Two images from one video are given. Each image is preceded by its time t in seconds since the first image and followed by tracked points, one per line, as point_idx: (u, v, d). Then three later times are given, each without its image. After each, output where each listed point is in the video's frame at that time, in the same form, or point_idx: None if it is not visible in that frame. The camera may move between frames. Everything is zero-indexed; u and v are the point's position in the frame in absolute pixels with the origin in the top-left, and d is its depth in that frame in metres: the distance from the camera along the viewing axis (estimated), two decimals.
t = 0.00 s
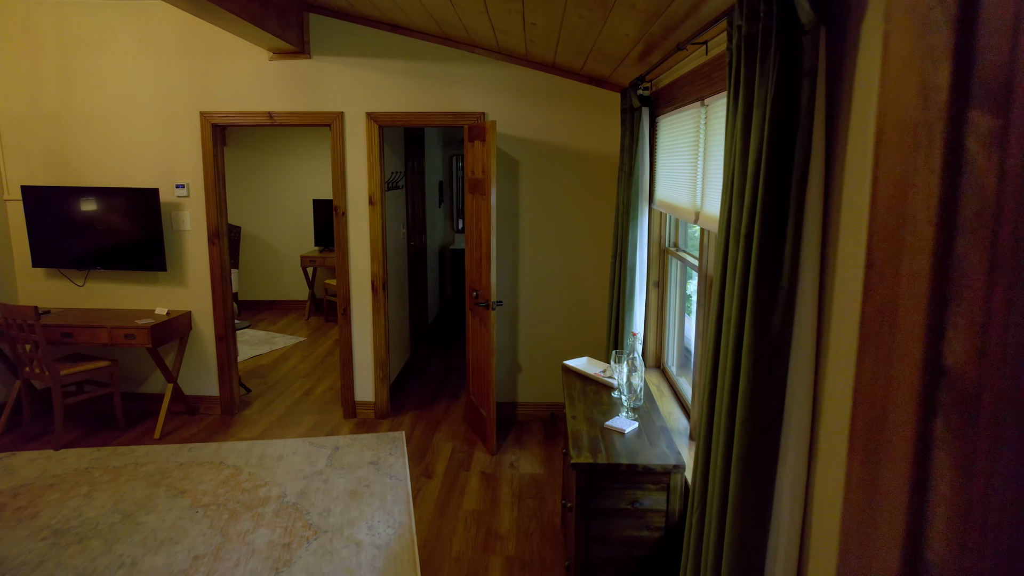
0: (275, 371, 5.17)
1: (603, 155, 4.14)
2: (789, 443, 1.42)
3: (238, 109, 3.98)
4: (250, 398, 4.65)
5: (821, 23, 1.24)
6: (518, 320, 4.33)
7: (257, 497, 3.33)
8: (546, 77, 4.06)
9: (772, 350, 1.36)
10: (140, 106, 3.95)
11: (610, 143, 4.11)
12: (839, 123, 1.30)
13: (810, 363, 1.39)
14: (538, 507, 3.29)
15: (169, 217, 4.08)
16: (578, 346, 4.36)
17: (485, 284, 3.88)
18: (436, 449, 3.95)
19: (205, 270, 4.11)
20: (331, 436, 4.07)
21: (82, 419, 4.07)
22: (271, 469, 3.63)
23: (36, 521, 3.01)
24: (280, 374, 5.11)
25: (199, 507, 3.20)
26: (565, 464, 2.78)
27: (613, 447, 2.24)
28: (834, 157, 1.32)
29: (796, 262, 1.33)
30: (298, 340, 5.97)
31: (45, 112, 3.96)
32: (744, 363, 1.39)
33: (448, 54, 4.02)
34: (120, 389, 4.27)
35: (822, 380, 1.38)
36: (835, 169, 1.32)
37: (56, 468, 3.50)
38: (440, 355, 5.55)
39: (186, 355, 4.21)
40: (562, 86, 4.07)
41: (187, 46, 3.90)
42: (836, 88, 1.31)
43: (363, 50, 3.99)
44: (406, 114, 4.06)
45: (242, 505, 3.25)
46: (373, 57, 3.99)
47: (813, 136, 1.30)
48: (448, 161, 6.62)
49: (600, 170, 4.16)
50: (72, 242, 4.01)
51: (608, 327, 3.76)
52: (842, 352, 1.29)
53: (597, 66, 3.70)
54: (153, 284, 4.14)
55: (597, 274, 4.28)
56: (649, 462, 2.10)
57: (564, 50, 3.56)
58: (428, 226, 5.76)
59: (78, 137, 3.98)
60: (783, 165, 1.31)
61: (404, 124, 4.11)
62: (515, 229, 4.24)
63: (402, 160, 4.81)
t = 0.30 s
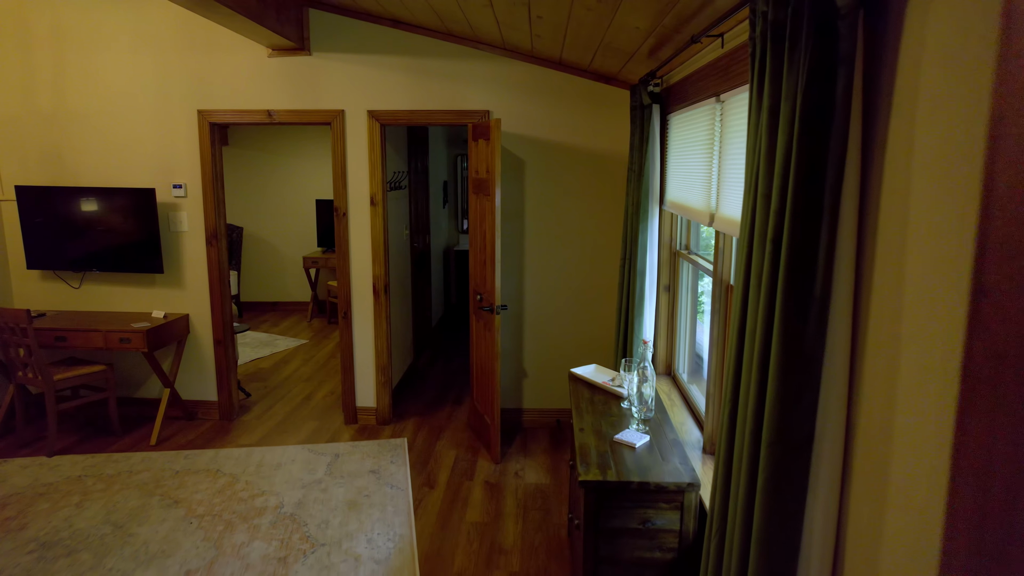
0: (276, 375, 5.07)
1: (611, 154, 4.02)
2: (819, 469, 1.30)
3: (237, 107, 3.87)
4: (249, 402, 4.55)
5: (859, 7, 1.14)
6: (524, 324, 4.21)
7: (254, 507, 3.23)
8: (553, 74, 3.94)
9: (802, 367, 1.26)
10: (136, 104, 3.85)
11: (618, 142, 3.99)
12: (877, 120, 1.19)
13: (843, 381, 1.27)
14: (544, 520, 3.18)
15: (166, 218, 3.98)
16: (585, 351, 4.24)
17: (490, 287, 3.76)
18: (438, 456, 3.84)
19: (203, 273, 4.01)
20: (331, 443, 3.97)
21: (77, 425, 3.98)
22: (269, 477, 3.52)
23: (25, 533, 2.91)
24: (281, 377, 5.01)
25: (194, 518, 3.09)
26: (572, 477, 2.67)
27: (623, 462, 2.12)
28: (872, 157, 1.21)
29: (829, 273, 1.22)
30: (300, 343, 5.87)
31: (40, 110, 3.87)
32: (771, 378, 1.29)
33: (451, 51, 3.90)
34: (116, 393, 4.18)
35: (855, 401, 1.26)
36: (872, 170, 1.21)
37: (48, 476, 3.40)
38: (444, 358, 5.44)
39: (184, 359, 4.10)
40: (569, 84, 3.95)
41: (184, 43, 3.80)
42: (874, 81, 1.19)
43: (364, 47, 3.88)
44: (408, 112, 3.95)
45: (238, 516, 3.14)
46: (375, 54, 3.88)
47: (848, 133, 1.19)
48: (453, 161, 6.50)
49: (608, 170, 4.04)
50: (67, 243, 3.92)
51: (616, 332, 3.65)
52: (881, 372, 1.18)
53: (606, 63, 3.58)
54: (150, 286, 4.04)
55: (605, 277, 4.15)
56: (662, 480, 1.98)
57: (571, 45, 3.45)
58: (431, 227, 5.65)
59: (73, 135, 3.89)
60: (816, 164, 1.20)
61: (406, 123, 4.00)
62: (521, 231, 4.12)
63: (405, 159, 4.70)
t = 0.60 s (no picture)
0: (280, 378, 4.97)
1: (623, 153, 3.89)
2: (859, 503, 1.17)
3: (238, 105, 3.77)
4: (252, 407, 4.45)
5: None
6: (532, 329, 4.09)
7: (253, 517, 3.12)
8: (562, 70, 3.81)
9: (841, 391, 1.13)
10: (135, 101, 3.76)
11: (630, 140, 3.86)
12: (930, 114, 1.05)
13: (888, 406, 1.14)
14: (553, 533, 3.06)
15: (166, 219, 3.88)
16: (595, 356, 4.11)
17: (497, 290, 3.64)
18: (444, 465, 3.73)
19: (203, 274, 3.91)
20: (334, 450, 3.86)
21: (75, 430, 3.90)
22: (269, 486, 3.41)
23: (16, 544, 2.83)
24: (284, 381, 4.91)
25: (190, 529, 2.99)
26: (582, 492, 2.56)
27: (637, 480, 2.00)
28: (923, 155, 1.07)
29: (872, 285, 1.09)
30: (305, 345, 5.77)
31: (38, 108, 3.79)
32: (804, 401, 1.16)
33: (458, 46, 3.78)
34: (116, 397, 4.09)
35: (902, 428, 1.13)
36: (924, 171, 1.07)
37: (43, 484, 3.32)
38: (451, 362, 5.33)
39: (184, 363, 4.01)
40: (579, 80, 3.82)
41: (184, 39, 3.71)
42: (927, 68, 1.06)
43: (368, 43, 3.77)
44: (413, 110, 3.83)
45: (237, 527, 3.04)
46: (380, 50, 3.77)
47: (897, 129, 1.06)
48: (461, 160, 6.38)
49: (620, 170, 3.91)
50: (65, 244, 3.83)
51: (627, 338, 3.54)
52: (934, 399, 1.04)
53: (617, 58, 3.45)
54: (150, 289, 3.94)
55: (616, 280, 4.03)
56: (679, 500, 1.86)
57: (581, 40, 3.32)
58: (438, 227, 5.54)
59: (72, 134, 3.80)
60: (858, 163, 1.08)
61: (411, 121, 3.88)
62: (529, 232, 3.99)
63: (411, 158, 4.59)
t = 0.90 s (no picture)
0: (289, 381, 4.89)
1: (639, 153, 3.76)
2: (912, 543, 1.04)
3: (245, 103, 3.69)
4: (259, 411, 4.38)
5: None
6: (545, 333, 3.97)
7: (256, 527, 3.03)
8: (576, 66, 3.69)
9: (892, 420, 1.00)
10: (141, 100, 3.69)
11: (646, 139, 3.74)
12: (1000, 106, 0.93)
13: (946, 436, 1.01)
14: (566, 548, 2.94)
15: (171, 220, 3.81)
16: (610, 362, 3.99)
17: (508, 294, 3.53)
18: (454, 473, 3.63)
19: (210, 276, 3.83)
20: (341, 457, 3.77)
21: (80, 433, 3.84)
22: (274, 494, 3.33)
23: (14, 554, 2.77)
24: (293, 384, 4.83)
25: (192, 540, 2.91)
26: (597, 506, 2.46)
27: (656, 500, 1.89)
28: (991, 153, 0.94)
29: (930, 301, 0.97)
30: (314, 347, 5.69)
31: (43, 108, 3.73)
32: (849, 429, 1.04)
33: (469, 43, 3.68)
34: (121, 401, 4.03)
35: (963, 463, 1.00)
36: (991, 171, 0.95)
37: (45, 490, 3.26)
38: (462, 365, 5.23)
39: (190, 367, 3.94)
40: (594, 77, 3.70)
41: (190, 36, 3.63)
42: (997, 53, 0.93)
43: (377, 39, 3.67)
44: (423, 108, 3.73)
45: (239, 537, 2.95)
46: (389, 47, 3.68)
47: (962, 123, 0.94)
48: (473, 160, 6.28)
49: (636, 170, 3.78)
50: (70, 245, 3.77)
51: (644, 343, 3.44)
52: (1005, 432, 0.91)
53: (633, 54, 3.33)
54: (156, 291, 3.87)
55: (632, 283, 3.90)
56: (702, 524, 1.76)
57: (597, 35, 3.20)
58: (449, 228, 5.43)
59: (77, 133, 3.74)
60: (915, 162, 0.96)
61: (421, 119, 3.78)
62: (542, 234, 3.88)
63: (422, 157, 4.49)
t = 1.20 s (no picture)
0: (302, 384, 4.81)
1: (662, 152, 3.62)
2: None
3: (257, 102, 3.62)
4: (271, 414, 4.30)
5: None
6: (563, 338, 3.85)
7: (265, 537, 2.95)
8: (596, 62, 3.56)
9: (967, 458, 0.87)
10: (153, 98, 3.63)
11: (669, 137, 3.60)
12: None
13: None
14: (584, 564, 2.82)
15: (183, 220, 3.75)
16: (630, 368, 3.86)
17: (525, 298, 3.42)
18: (468, 482, 3.53)
19: (221, 278, 3.76)
20: (353, 463, 3.68)
21: (90, 436, 3.80)
22: (284, 502, 3.24)
23: (19, 561, 2.72)
24: (306, 387, 4.76)
25: (198, 549, 2.83)
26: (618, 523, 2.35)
27: (682, 523, 1.79)
28: None
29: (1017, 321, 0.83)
30: (329, 349, 5.61)
31: (55, 107, 3.69)
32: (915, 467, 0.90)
33: (485, 39, 3.56)
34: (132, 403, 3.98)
35: None
36: None
37: (53, 495, 3.21)
38: (478, 369, 5.12)
39: (201, 370, 3.87)
40: (615, 73, 3.57)
41: (202, 33, 3.57)
42: None
43: (391, 35, 3.57)
44: (438, 106, 3.63)
45: (247, 547, 2.87)
46: (403, 43, 3.58)
47: None
48: (489, 159, 6.16)
49: (659, 170, 3.64)
50: (81, 245, 3.72)
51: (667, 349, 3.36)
52: None
53: (655, 50, 3.20)
54: (168, 292, 3.81)
55: (653, 287, 3.76)
56: (733, 553, 1.65)
57: (618, 30, 3.07)
58: (466, 229, 5.32)
59: (89, 133, 3.70)
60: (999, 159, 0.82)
61: (436, 118, 3.68)
62: (560, 235, 3.75)
63: (438, 157, 4.38)
